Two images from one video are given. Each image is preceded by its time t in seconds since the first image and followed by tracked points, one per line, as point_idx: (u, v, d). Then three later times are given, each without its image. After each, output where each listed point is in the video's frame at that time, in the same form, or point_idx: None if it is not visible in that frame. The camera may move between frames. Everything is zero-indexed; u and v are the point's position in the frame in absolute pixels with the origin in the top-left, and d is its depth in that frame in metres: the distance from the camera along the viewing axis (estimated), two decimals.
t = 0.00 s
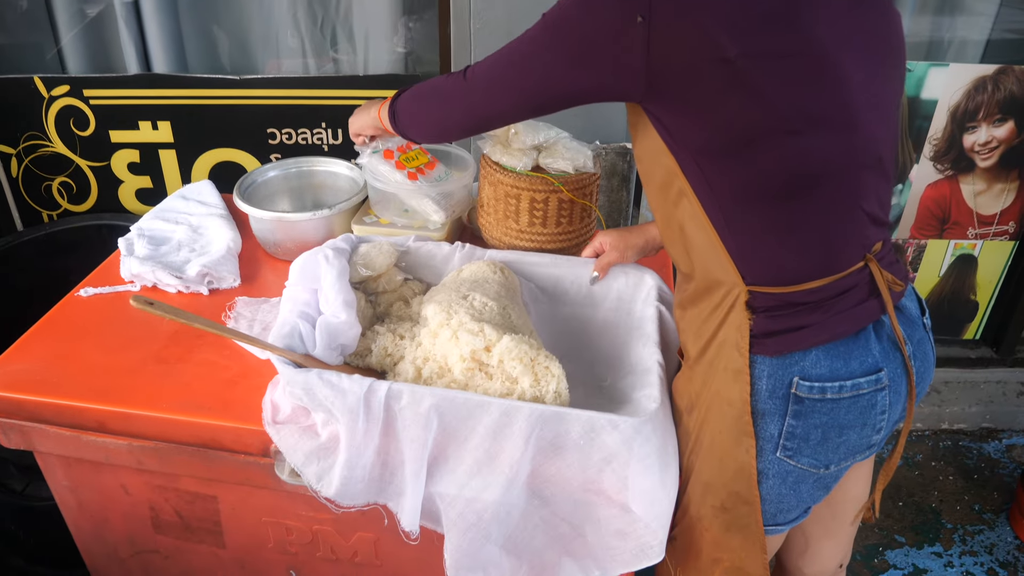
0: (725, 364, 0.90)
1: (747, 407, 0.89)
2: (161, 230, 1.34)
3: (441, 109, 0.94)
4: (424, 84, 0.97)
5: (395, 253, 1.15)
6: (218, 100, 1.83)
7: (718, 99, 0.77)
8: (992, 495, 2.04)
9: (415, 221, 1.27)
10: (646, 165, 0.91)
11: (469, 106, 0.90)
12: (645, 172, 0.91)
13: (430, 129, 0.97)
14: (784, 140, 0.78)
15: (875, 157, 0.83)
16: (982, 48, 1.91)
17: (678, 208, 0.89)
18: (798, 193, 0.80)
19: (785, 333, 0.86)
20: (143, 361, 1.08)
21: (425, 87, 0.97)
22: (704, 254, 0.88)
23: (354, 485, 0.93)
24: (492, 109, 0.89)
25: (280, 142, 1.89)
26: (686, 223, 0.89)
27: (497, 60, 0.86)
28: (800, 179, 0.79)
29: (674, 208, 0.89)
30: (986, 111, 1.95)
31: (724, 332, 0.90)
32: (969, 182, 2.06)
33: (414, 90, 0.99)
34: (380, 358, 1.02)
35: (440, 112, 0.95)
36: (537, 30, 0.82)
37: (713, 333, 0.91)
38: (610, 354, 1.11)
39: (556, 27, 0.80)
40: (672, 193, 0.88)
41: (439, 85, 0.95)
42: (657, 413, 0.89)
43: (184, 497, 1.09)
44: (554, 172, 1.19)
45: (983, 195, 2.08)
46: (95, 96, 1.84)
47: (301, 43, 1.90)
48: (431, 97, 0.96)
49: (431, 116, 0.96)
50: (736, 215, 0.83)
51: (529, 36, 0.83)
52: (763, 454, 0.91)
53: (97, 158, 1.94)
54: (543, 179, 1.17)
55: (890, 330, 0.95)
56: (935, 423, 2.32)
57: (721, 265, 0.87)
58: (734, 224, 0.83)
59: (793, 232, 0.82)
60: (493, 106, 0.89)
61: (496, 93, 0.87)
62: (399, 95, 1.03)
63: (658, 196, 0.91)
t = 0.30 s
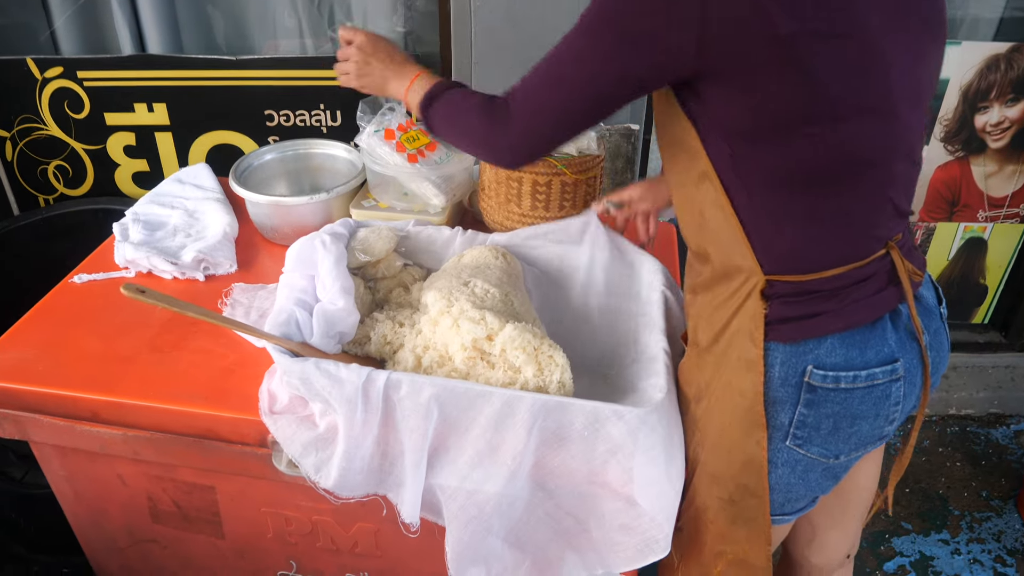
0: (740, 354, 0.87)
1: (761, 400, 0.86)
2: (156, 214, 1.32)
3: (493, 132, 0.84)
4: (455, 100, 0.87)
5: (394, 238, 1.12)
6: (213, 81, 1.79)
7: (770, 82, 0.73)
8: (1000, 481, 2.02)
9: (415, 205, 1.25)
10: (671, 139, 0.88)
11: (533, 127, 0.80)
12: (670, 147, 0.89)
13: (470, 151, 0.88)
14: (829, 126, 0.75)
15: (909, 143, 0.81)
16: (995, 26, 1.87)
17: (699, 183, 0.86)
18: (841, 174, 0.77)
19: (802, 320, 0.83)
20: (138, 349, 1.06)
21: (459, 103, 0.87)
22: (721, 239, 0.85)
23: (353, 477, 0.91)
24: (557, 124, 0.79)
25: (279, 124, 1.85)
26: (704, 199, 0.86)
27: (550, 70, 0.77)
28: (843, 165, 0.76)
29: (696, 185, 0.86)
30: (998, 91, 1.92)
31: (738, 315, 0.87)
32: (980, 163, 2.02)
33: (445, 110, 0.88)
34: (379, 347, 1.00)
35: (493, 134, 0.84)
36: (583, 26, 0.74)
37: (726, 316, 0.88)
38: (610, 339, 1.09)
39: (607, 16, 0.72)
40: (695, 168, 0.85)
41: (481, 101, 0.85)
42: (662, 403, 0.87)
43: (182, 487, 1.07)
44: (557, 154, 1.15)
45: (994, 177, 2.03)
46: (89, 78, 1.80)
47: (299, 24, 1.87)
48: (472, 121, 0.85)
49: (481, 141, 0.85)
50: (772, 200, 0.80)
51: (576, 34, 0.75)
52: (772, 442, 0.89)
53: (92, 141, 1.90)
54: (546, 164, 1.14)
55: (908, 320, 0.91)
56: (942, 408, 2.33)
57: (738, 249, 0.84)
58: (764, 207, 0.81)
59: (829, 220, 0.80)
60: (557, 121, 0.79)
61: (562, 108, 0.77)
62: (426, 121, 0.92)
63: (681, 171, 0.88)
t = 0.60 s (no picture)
0: (790, 362, 0.81)
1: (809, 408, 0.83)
2: (154, 202, 1.29)
3: (698, 204, 0.70)
4: (641, 169, 0.75)
5: (396, 226, 1.10)
6: (213, 65, 1.76)
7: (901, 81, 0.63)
8: (1012, 475, 1.99)
9: (417, 192, 1.22)
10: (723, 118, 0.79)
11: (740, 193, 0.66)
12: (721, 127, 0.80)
13: (682, 228, 0.73)
14: (942, 132, 0.68)
15: (975, 142, 0.76)
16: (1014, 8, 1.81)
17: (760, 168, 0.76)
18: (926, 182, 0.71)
19: (858, 320, 0.79)
20: (135, 341, 1.04)
21: (647, 175, 0.75)
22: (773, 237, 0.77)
23: (353, 474, 0.89)
24: (773, 185, 0.64)
25: (280, 109, 1.82)
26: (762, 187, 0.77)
27: (731, 128, 0.64)
28: (927, 173, 0.70)
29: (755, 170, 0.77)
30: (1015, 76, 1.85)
31: (802, 313, 0.79)
32: (995, 150, 1.96)
33: (636, 185, 0.76)
34: (380, 339, 0.97)
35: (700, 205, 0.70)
36: (743, 69, 0.62)
37: (790, 313, 0.80)
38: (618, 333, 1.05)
39: (776, 49, 0.59)
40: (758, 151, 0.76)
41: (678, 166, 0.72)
42: (671, 400, 0.84)
43: (180, 482, 1.05)
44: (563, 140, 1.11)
45: (1009, 164, 1.98)
46: (87, 62, 1.77)
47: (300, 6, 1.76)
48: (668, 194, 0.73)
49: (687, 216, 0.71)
50: (856, 209, 0.73)
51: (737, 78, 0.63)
52: (814, 440, 0.87)
53: (91, 127, 1.87)
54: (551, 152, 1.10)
55: (943, 313, 0.89)
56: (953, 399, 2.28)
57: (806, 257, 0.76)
58: (840, 211, 0.74)
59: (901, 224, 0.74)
60: (772, 182, 0.64)
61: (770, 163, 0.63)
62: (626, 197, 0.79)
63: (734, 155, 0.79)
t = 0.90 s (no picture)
0: (850, 383, 0.78)
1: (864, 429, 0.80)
2: (158, 194, 1.27)
3: (848, 274, 0.64)
4: (761, 241, 0.70)
5: (401, 220, 1.07)
6: (219, 55, 1.73)
7: None
8: None
9: (424, 185, 1.19)
10: (807, 109, 0.72)
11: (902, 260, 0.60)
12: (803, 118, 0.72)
13: (829, 296, 0.67)
14: None
15: None
16: None
17: (849, 165, 0.71)
18: (1002, 218, 0.68)
19: (926, 333, 0.74)
20: (135, 338, 1.01)
21: (769, 248, 0.70)
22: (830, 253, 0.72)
23: (356, 476, 0.87)
24: (944, 241, 0.59)
25: (287, 99, 1.79)
26: (848, 188, 0.71)
27: (879, 190, 0.59)
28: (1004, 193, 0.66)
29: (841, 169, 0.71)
30: None
31: (875, 334, 0.74)
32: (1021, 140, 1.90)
33: (758, 261, 0.70)
34: (384, 338, 0.95)
35: (851, 274, 0.64)
36: (886, 123, 0.58)
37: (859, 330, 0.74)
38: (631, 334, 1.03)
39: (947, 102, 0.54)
40: (849, 149, 0.70)
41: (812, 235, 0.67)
42: (685, 404, 0.81)
43: (182, 481, 1.03)
44: (574, 131, 1.06)
45: None
46: (92, 52, 1.75)
47: None
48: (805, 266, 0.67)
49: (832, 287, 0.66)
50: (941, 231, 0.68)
51: (879, 136, 0.59)
52: (862, 451, 0.83)
53: (97, 117, 1.85)
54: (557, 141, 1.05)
55: (991, 320, 0.86)
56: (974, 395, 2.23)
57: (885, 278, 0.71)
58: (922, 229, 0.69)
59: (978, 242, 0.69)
60: (943, 238, 0.59)
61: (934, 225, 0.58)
62: (742, 275, 0.74)
63: (819, 152, 0.72)
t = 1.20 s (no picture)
0: (891, 395, 0.73)
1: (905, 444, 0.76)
2: (164, 186, 1.24)
3: (867, 278, 0.59)
4: (774, 230, 0.65)
5: (411, 215, 1.04)
6: (229, 44, 1.70)
7: None
8: None
9: (434, 178, 1.16)
10: (862, 103, 0.67)
11: (928, 269, 0.56)
12: (856, 112, 0.67)
13: (845, 296, 0.62)
14: None
15: None
16: None
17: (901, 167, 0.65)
18: None
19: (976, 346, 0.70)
20: (137, 334, 0.99)
21: (782, 238, 0.64)
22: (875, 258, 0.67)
23: (360, 482, 0.84)
24: (987, 246, 0.54)
25: (298, 89, 1.76)
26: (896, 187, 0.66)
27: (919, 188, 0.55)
28: None
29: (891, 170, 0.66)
30: None
31: (920, 346, 0.70)
32: None
33: (768, 251, 0.65)
34: (390, 337, 0.92)
35: (869, 279, 0.60)
36: (941, 110, 0.54)
37: (905, 341, 0.70)
38: (647, 337, 1.00)
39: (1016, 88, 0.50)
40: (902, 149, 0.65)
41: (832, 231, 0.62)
42: (702, 411, 0.77)
43: (184, 480, 1.01)
44: (590, 124, 1.03)
45: None
46: (101, 41, 1.73)
47: None
48: (820, 264, 0.62)
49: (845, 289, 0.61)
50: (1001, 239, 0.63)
51: (931, 127, 0.55)
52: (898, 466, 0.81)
53: (107, 107, 1.84)
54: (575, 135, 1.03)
55: None
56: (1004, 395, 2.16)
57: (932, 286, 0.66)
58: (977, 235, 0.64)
59: None
60: (986, 243, 0.54)
61: (974, 236, 0.54)
62: (749, 263, 0.68)
63: (870, 150, 0.67)
